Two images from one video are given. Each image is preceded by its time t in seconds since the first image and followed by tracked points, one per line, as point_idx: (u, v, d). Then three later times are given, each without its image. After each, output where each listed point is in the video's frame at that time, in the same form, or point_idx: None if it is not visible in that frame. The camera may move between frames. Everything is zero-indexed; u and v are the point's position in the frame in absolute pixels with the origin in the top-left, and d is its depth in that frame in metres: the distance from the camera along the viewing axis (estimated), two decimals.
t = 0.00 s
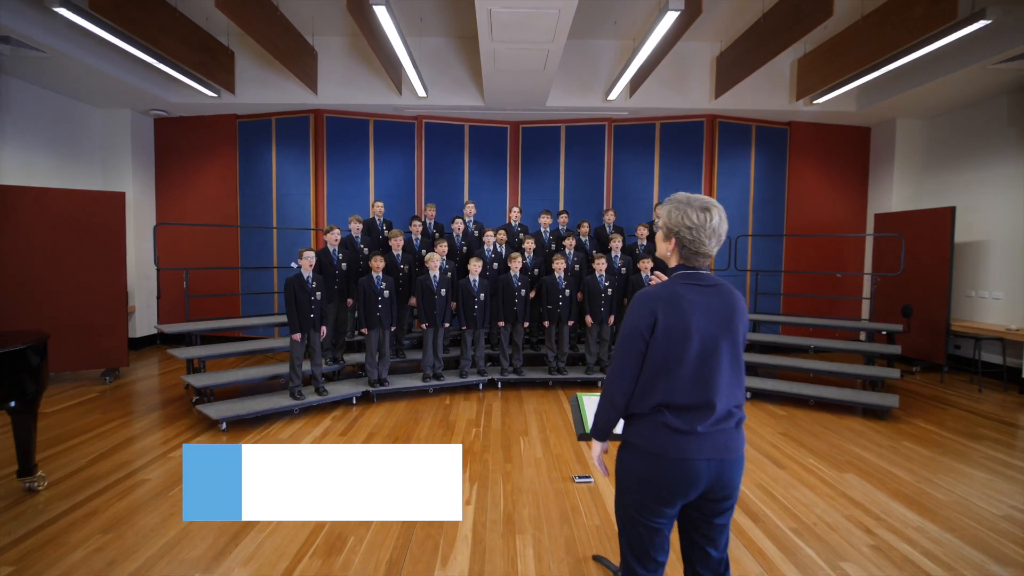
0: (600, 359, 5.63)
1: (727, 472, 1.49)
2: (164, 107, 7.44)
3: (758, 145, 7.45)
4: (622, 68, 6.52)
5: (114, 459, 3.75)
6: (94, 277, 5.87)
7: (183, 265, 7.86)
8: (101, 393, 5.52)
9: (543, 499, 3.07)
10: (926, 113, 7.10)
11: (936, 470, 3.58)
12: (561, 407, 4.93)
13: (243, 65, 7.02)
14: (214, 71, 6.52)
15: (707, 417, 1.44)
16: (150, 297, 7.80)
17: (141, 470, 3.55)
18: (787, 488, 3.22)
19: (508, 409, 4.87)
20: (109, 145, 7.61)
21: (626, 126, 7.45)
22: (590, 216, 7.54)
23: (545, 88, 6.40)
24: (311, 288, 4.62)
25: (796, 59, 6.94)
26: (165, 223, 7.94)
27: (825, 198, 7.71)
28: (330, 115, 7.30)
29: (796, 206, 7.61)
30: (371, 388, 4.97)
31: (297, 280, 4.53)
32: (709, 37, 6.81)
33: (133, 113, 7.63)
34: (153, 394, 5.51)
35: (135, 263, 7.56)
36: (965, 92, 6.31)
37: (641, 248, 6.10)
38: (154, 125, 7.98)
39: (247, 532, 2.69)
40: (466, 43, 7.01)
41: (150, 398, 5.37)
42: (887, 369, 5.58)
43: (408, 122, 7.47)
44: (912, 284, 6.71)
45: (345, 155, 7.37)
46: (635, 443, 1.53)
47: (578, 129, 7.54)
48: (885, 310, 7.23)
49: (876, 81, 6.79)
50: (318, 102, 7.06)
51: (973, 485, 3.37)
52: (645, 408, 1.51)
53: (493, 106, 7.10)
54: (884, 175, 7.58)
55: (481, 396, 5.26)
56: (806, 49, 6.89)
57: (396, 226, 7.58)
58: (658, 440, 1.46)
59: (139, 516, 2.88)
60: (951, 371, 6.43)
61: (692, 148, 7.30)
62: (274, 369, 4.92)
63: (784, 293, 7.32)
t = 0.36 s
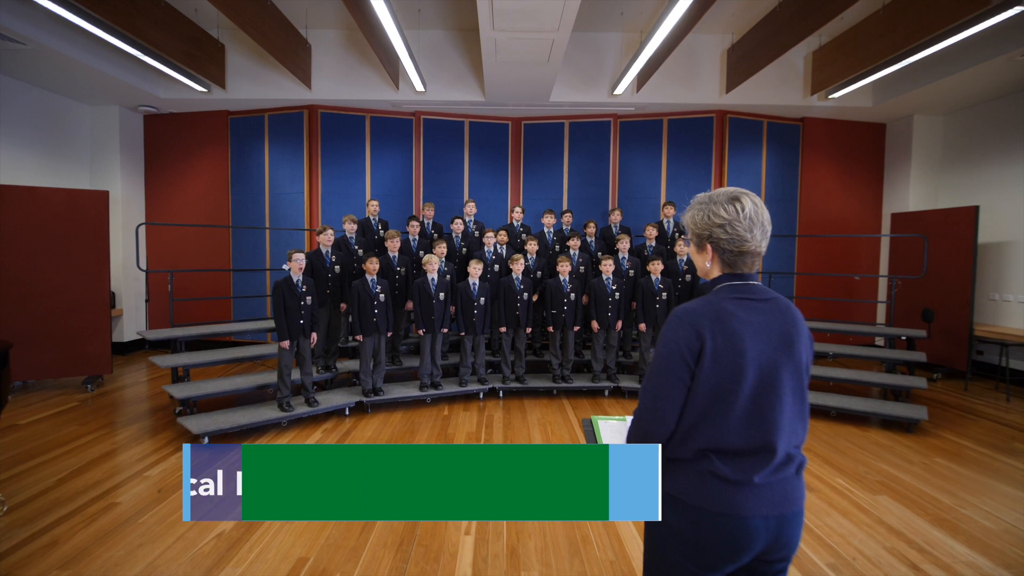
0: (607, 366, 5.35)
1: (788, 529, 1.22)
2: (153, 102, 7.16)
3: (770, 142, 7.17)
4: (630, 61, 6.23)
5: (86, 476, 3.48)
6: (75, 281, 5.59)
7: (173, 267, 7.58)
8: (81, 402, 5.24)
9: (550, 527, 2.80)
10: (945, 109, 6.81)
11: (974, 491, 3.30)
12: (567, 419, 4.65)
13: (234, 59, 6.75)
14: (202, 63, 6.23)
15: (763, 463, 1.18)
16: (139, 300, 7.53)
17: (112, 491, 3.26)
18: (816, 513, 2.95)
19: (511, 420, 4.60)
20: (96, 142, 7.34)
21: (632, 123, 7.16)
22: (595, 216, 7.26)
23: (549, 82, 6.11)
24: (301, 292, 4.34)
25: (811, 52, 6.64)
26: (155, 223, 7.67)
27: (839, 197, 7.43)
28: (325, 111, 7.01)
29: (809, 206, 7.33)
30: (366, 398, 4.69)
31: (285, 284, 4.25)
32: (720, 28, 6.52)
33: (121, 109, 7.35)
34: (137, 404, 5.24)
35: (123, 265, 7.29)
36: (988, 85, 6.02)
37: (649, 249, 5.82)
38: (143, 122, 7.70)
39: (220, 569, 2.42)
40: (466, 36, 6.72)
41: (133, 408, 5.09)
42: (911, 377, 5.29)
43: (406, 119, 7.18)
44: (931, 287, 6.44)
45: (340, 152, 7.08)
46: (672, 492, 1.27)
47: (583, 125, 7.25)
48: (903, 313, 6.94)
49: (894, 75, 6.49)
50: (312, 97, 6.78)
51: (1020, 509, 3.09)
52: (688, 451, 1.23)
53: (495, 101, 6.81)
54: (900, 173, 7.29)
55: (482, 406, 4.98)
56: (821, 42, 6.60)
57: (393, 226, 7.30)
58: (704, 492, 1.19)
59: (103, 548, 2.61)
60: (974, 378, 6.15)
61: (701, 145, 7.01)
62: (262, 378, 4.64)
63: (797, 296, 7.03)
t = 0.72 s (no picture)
0: (612, 370, 5.08)
1: None
2: (140, 96, 6.90)
3: (780, 136, 6.90)
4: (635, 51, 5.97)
5: (51, 493, 3.22)
6: (54, 281, 5.33)
7: (162, 266, 7.34)
8: (59, 408, 4.98)
9: (554, 555, 2.55)
10: (963, 102, 6.54)
11: (1015, 510, 3.04)
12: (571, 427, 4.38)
13: (223, 51, 6.49)
14: (188, 54, 5.96)
15: (830, 520, 0.94)
16: (126, 301, 7.26)
17: (72, 513, 2.97)
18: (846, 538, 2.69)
19: (511, 429, 4.33)
20: (81, 137, 7.07)
21: (637, 117, 6.89)
22: (599, 214, 7.00)
23: (551, 73, 5.84)
24: (288, 293, 4.07)
25: (823, 42, 6.37)
26: (142, 221, 7.40)
27: (851, 194, 7.16)
28: (318, 104, 6.74)
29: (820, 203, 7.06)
30: (357, 406, 4.43)
31: (271, 285, 3.98)
32: (729, 18, 6.25)
33: (107, 103, 7.08)
34: (119, 410, 4.98)
35: (110, 264, 7.03)
36: (1011, 77, 5.74)
37: (656, 248, 5.55)
38: (130, 116, 7.44)
39: None
40: (465, 26, 6.45)
41: (113, 416, 4.83)
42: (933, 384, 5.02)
43: (402, 113, 6.92)
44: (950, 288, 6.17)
45: (334, 148, 6.82)
46: (715, 549, 1.03)
47: (586, 119, 6.98)
48: (919, 315, 6.67)
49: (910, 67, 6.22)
50: (304, 90, 6.51)
51: None
52: (733, 500, 1.00)
53: (495, 94, 6.55)
54: (915, 169, 7.02)
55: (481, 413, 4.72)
56: (834, 31, 6.33)
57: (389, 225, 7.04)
58: (756, 552, 0.96)
59: None
60: (995, 383, 5.88)
61: (709, 140, 6.75)
62: (246, 385, 4.36)
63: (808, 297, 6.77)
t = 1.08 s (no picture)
0: (617, 377, 4.84)
1: None
2: (126, 90, 6.66)
3: (789, 132, 6.65)
4: (639, 43, 5.73)
5: (14, 513, 2.99)
6: (32, 284, 5.10)
7: (150, 267, 7.10)
8: (35, 417, 4.74)
9: None
10: (980, 96, 6.28)
11: None
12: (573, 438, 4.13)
13: (211, 43, 6.24)
14: (174, 45, 5.70)
15: None
16: (113, 302, 7.02)
17: (33, 538, 2.72)
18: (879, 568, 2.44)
19: (510, 440, 4.09)
20: (65, 133, 6.82)
21: (641, 111, 6.65)
22: (601, 212, 6.76)
23: (551, 66, 5.61)
24: (273, 297, 3.82)
25: (835, 34, 6.12)
26: (130, 220, 7.16)
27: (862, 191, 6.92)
28: (310, 99, 6.50)
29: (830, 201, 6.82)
30: (348, 415, 4.19)
31: (254, 288, 3.74)
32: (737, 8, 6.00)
33: (92, 98, 6.84)
34: (101, 418, 4.75)
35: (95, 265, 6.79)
36: None
37: (662, 248, 5.31)
38: (117, 112, 7.19)
39: None
40: (462, 17, 6.19)
41: (93, 424, 4.60)
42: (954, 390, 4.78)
43: (398, 107, 6.68)
44: (967, 289, 5.93)
45: (327, 144, 6.58)
46: None
47: (588, 114, 6.74)
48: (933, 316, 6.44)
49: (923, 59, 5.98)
50: (296, 84, 6.28)
51: None
52: None
53: (493, 88, 6.31)
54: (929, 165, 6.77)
55: (478, 422, 4.48)
56: (846, 23, 6.08)
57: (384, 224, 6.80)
58: None
59: None
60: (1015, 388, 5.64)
61: (715, 135, 6.51)
62: (230, 393, 4.13)
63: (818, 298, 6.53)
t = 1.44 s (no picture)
0: (623, 382, 4.63)
1: None
2: (115, 85, 6.44)
3: (799, 127, 6.44)
4: (645, 36, 5.52)
5: None
6: (13, 286, 4.89)
7: (141, 267, 6.90)
8: (16, 424, 4.54)
9: None
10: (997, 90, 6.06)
11: None
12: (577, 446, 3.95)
13: (202, 36, 6.02)
14: (162, 37, 5.49)
15: None
16: (102, 304, 6.81)
17: None
18: None
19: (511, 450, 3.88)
20: (52, 129, 6.60)
21: (646, 107, 6.44)
22: (605, 210, 6.55)
23: (553, 59, 5.39)
24: (261, 299, 3.62)
25: (848, 25, 5.90)
26: (119, 219, 6.95)
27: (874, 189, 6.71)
28: (304, 94, 6.29)
29: (841, 199, 6.61)
30: (340, 424, 3.97)
31: (240, 290, 3.53)
32: None
33: (80, 93, 6.62)
34: (86, 424, 4.56)
35: (84, 265, 6.58)
36: None
37: (670, 248, 5.10)
38: (106, 108, 6.97)
39: None
40: (462, 8, 5.97)
41: (77, 431, 4.41)
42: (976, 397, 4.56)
43: (395, 102, 6.46)
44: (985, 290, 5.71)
45: (322, 140, 6.37)
46: None
47: (592, 110, 6.53)
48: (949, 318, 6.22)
49: (938, 52, 5.76)
50: (289, 78, 6.07)
51: None
52: None
53: (494, 82, 6.09)
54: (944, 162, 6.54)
55: (477, 429, 4.28)
56: (858, 14, 5.87)
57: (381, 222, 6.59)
58: None
59: None
60: None
61: (723, 131, 6.30)
62: (217, 400, 3.92)
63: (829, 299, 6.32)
